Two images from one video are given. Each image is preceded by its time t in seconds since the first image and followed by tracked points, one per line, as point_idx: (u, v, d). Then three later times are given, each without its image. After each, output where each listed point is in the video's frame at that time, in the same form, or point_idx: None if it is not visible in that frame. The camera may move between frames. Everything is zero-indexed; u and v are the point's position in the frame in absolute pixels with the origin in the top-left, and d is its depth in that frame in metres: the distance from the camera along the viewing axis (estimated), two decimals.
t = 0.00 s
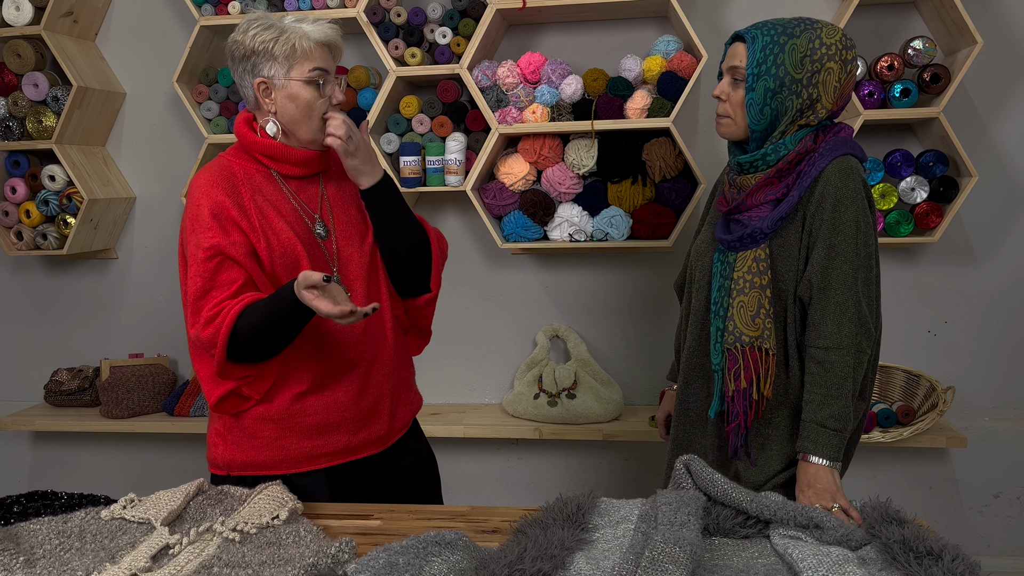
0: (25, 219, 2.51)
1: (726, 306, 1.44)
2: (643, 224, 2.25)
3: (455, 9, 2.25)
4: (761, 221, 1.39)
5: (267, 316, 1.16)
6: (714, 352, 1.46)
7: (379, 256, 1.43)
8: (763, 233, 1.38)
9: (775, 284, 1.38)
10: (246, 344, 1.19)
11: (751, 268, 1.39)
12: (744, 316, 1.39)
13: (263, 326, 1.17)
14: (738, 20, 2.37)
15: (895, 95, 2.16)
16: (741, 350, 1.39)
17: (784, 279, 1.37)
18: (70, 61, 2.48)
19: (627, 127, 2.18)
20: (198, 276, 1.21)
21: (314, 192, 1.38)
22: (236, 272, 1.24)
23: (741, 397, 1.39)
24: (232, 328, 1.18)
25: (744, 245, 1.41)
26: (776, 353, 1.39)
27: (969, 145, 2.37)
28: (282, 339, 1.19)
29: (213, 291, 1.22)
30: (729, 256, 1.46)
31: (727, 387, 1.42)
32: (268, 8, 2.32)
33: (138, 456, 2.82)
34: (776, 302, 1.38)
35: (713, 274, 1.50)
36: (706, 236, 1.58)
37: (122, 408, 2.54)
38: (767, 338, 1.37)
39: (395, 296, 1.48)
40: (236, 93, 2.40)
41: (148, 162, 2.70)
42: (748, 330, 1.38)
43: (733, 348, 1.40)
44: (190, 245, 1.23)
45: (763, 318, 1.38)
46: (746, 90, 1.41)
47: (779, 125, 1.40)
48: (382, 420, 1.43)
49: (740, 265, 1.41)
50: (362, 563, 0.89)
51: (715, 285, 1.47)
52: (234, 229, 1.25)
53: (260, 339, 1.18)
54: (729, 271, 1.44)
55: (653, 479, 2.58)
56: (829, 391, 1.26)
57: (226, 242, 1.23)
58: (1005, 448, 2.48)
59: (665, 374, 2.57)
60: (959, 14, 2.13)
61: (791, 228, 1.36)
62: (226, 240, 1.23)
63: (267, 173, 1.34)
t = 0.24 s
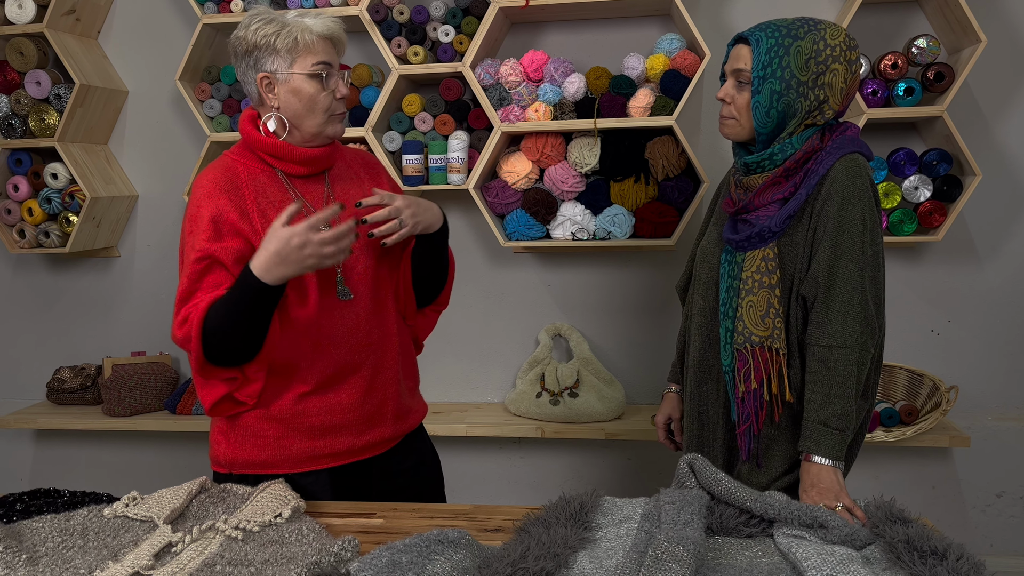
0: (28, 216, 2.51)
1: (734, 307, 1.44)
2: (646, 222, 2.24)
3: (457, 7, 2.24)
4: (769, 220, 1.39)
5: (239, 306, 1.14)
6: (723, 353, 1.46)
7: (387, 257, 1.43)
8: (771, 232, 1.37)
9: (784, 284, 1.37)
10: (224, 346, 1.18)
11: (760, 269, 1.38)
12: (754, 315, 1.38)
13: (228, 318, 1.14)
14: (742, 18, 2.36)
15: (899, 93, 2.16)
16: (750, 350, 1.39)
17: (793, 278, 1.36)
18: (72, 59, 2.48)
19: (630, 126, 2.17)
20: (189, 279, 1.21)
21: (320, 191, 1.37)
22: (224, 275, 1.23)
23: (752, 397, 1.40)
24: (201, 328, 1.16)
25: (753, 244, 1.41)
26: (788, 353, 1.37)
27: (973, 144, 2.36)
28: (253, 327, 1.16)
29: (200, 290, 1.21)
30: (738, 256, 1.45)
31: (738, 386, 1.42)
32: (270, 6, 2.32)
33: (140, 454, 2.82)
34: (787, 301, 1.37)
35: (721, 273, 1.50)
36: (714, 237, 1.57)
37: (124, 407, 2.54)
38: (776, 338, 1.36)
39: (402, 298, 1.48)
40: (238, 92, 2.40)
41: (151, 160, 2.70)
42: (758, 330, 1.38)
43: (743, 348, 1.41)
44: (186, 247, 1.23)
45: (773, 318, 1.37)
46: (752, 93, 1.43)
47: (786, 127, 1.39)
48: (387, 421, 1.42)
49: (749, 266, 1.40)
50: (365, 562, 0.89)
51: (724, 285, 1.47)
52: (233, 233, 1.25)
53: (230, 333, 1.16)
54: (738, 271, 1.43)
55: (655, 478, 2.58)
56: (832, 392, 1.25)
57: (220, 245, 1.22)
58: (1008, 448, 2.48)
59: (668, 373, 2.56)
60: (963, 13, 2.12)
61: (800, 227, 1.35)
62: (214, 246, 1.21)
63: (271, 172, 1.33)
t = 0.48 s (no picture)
0: (30, 215, 2.51)
1: (740, 307, 1.43)
2: (648, 222, 2.24)
3: (460, 6, 2.24)
4: (778, 220, 1.38)
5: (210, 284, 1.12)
6: (726, 353, 1.46)
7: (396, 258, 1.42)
8: (780, 231, 1.37)
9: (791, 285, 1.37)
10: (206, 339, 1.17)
11: (767, 269, 1.38)
12: (759, 316, 1.38)
13: (194, 305, 1.12)
14: (744, 17, 2.36)
15: (902, 92, 2.15)
16: (756, 351, 1.39)
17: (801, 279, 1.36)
18: (75, 58, 2.48)
19: (633, 125, 2.17)
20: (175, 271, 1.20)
21: (326, 190, 1.36)
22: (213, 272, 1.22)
23: (754, 398, 1.39)
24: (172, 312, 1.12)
25: (760, 244, 1.40)
26: (794, 354, 1.37)
27: (976, 143, 2.36)
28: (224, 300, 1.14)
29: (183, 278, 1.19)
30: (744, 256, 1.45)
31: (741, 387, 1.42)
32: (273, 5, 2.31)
33: (142, 453, 2.82)
34: (793, 302, 1.37)
35: (726, 273, 1.49)
36: (718, 236, 1.56)
37: (125, 405, 2.53)
38: (782, 338, 1.36)
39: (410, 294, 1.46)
40: (241, 91, 2.40)
41: (153, 159, 2.70)
42: (764, 331, 1.38)
43: (748, 349, 1.40)
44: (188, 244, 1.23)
45: (780, 319, 1.37)
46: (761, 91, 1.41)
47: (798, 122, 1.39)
48: (389, 423, 1.42)
49: (756, 265, 1.40)
50: (368, 562, 0.89)
51: (729, 284, 1.46)
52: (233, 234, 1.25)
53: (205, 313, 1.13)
54: (745, 271, 1.43)
55: (657, 477, 2.57)
56: (840, 394, 1.25)
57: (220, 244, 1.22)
58: (1011, 448, 2.47)
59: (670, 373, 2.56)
60: (967, 12, 2.12)
61: (809, 228, 1.35)
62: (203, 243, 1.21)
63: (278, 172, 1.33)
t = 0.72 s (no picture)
0: (31, 215, 2.52)
1: (743, 307, 1.43)
2: (649, 221, 2.23)
3: (461, 5, 2.23)
4: (782, 219, 1.38)
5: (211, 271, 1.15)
6: (730, 353, 1.46)
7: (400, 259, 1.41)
8: (785, 231, 1.36)
9: (796, 285, 1.37)
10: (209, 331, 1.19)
11: (771, 269, 1.38)
12: (763, 316, 1.38)
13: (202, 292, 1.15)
14: (746, 16, 2.35)
15: (903, 92, 2.15)
16: (759, 351, 1.39)
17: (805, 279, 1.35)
18: (76, 58, 2.48)
19: (634, 124, 2.16)
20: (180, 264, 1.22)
21: (327, 189, 1.36)
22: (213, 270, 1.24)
23: (761, 398, 1.39)
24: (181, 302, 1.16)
25: (764, 244, 1.40)
26: (798, 354, 1.37)
27: (978, 143, 2.35)
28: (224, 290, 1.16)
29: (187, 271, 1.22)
30: (747, 256, 1.45)
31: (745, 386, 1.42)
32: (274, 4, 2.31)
33: (143, 452, 2.82)
34: (797, 303, 1.37)
35: (728, 273, 1.49)
36: (719, 236, 1.55)
37: (126, 405, 2.53)
38: (787, 338, 1.36)
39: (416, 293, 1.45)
40: (241, 90, 2.40)
41: (154, 159, 2.70)
42: (767, 331, 1.38)
43: (751, 349, 1.40)
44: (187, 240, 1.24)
45: (783, 319, 1.37)
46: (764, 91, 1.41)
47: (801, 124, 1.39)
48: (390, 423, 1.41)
49: (759, 266, 1.40)
50: (368, 562, 0.89)
51: (731, 285, 1.46)
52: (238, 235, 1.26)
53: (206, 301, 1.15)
54: (748, 271, 1.43)
55: (658, 477, 2.57)
56: (843, 394, 1.25)
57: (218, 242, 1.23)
58: (1013, 448, 2.47)
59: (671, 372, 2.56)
60: (969, 12, 2.11)
61: (814, 228, 1.35)
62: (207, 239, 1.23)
63: (279, 171, 1.34)
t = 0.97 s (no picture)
0: (30, 213, 2.52)
1: (743, 307, 1.43)
2: (649, 220, 2.23)
3: (460, 4, 2.23)
4: (784, 219, 1.38)
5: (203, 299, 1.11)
6: (730, 353, 1.45)
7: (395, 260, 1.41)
8: (786, 232, 1.36)
9: (796, 285, 1.37)
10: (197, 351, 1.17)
11: (771, 270, 1.37)
12: (764, 316, 1.38)
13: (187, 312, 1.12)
14: (746, 15, 2.35)
15: (903, 90, 2.14)
16: (760, 352, 1.39)
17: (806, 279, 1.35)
18: (75, 56, 2.47)
19: (634, 123, 2.16)
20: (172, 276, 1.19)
21: (325, 188, 1.36)
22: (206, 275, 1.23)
23: (759, 398, 1.39)
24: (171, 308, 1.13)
25: (765, 244, 1.39)
26: (798, 354, 1.37)
27: (979, 141, 2.35)
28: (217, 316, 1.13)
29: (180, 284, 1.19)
30: (747, 256, 1.44)
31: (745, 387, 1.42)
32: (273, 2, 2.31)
33: (143, 451, 2.82)
34: (798, 303, 1.37)
35: (728, 273, 1.49)
36: (719, 235, 1.55)
37: (126, 404, 2.53)
38: (787, 339, 1.36)
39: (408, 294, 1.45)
40: (241, 88, 2.39)
41: (155, 158, 2.70)
42: (768, 332, 1.38)
43: (752, 349, 1.40)
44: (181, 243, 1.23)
45: (784, 319, 1.37)
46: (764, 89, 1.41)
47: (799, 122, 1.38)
48: (389, 423, 1.41)
49: (760, 266, 1.39)
50: (367, 561, 0.89)
51: (731, 285, 1.46)
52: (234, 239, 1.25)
53: (197, 326, 1.13)
54: (749, 271, 1.43)
55: (658, 476, 2.57)
56: (844, 393, 1.25)
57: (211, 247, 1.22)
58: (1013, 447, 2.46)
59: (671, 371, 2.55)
60: (969, 10, 2.11)
61: (815, 228, 1.34)
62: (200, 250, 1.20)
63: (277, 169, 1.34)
